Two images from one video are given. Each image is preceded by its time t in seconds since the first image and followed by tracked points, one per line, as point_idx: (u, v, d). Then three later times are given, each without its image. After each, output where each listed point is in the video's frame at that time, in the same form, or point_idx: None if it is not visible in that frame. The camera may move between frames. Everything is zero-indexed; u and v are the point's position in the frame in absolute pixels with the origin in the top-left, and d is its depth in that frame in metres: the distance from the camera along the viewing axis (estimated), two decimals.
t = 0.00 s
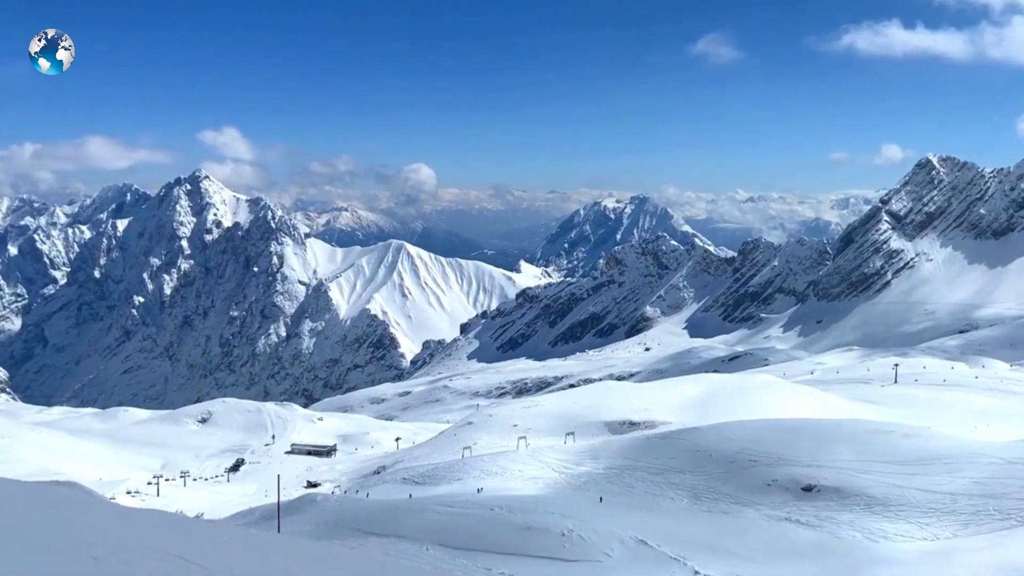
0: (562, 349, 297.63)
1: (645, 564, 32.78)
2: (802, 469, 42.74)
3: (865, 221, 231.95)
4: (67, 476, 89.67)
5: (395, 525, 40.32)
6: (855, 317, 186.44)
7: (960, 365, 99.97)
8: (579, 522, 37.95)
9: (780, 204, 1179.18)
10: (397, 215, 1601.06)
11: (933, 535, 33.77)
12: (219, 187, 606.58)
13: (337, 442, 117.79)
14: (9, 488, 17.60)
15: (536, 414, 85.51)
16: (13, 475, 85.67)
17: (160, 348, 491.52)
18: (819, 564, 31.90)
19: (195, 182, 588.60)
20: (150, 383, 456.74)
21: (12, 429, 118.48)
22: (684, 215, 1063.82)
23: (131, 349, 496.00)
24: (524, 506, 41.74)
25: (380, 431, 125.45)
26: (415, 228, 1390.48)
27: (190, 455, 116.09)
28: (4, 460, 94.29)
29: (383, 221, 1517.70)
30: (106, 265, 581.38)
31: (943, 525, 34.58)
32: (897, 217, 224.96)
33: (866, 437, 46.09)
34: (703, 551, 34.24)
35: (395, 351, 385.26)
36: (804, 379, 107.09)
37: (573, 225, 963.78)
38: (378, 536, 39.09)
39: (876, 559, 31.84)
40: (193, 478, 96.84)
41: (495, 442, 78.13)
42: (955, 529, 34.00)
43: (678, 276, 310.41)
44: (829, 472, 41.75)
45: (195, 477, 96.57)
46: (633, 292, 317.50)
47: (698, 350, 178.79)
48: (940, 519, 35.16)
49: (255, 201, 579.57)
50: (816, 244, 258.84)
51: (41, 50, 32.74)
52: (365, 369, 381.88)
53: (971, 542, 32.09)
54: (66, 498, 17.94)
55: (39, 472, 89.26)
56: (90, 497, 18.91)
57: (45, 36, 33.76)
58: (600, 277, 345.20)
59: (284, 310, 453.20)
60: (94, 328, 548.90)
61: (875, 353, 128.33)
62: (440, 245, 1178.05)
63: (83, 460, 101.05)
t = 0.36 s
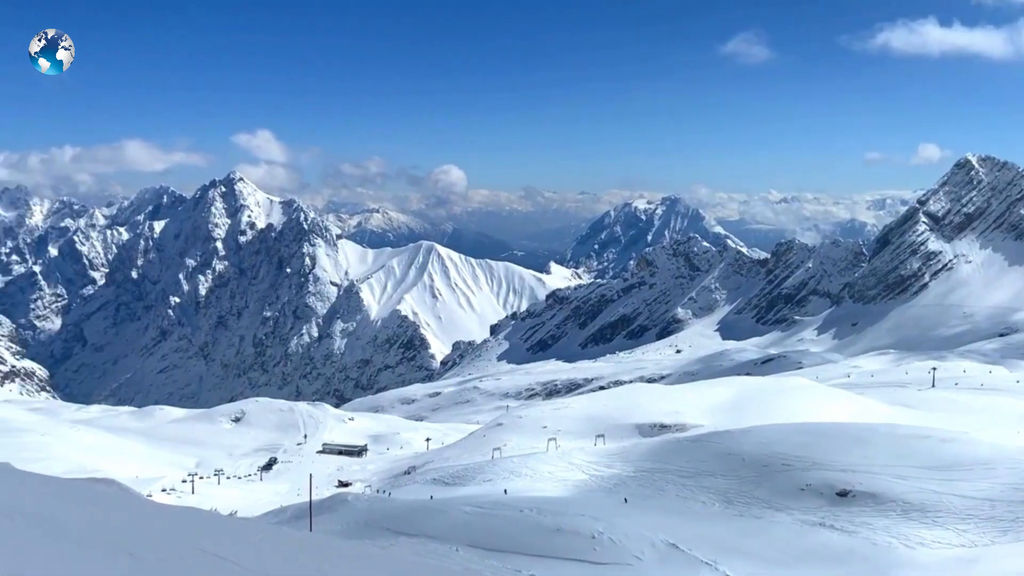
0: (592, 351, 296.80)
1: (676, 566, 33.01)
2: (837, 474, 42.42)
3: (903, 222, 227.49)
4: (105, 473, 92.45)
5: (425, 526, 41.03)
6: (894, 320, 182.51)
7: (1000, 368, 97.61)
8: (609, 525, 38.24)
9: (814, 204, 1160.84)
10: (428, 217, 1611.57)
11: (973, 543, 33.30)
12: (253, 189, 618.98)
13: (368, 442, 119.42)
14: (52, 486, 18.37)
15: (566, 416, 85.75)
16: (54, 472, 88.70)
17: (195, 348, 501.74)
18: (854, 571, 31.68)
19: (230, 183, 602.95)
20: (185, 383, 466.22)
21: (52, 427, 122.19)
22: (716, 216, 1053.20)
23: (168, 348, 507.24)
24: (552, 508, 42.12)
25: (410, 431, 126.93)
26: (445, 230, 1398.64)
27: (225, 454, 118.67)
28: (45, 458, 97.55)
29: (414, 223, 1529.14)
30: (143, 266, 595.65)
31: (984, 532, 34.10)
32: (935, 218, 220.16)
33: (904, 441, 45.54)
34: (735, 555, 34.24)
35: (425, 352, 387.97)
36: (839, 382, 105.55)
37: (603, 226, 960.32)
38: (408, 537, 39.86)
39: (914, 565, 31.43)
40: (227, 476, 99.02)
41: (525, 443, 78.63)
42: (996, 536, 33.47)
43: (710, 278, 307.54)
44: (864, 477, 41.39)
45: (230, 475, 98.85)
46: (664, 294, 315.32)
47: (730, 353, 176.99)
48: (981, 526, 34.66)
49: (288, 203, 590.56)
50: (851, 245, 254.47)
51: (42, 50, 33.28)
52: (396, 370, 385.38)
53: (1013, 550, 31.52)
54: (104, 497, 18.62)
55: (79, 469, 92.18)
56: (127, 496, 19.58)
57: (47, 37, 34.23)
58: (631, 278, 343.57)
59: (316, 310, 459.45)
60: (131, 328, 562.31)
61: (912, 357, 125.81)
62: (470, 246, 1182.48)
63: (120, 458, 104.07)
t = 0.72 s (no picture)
0: (623, 352, 295.85)
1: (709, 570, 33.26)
2: (872, 478, 42.22)
3: (941, 223, 222.86)
4: (144, 470, 95.35)
5: (456, 526, 41.79)
6: (933, 321, 178.63)
7: None
8: (640, 527, 38.62)
9: (850, 205, 1139.20)
10: (459, 218, 1620.08)
11: (1012, 550, 32.98)
12: (287, 190, 630.38)
13: (399, 441, 121.03)
14: (97, 482, 19.21)
15: (597, 418, 86.00)
16: (95, 469, 91.85)
17: (230, 347, 511.15)
18: None
19: (264, 185, 616.38)
20: (221, 382, 475.14)
21: (94, 424, 126.22)
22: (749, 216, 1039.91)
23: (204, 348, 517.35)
24: (583, 509, 42.56)
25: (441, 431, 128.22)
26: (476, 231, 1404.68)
27: (259, 452, 121.26)
28: (86, 455, 100.85)
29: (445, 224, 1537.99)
30: (180, 266, 608.59)
31: None
32: (974, 219, 215.23)
33: (942, 446, 45.08)
34: (767, 560, 34.37)
35: (456, 352, 390.20)
36: (874, 386, 104.07)
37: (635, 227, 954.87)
38: (441, 537, 40.66)
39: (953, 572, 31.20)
40: (261, 474, 101.30)
41: (555, 444, 79.07)
42: None
43: (743, 279, 304.31)
44: (900, 482, 41.11)
45: (264, 473, 101.05)
46: (696, 295, 312.86)
47: (763, 355, 175.09)
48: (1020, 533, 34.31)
49: (321, 205, 600.17)
50: (888, 246, 249.97)
51: (42, 51, 29.97)
52: (427, 370, 388.29)
53: None
54: (147, 495, 19.56)
55: (118, 466, 95.21)
56: (166, 494, 20.53)
57: (47, 36, 30.67)
58: (663, 279, 341.75)
59: (348, 310, 465.24)
60: (168, 327, 574.81)
61: (950, 361, 123.23)
62: (501, 247, 1185.16)
63: (158, 456, 107.07)
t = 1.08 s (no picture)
0: (657, 354, 294.10)
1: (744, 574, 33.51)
2: (911, 483, 41.85)
3: (985, 223, 217.22)
4: (183, 466, 98.11)
5: (490, 526, 42.51)
6: (976, 323, 174.22)
7: None
8: (674, 530, 38.96)
9: (891, 206, 1113.81)
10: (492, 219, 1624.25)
11: None
12: (322, 191, 640.79)
13: (433, 441, 122.47)
14: (139, 482, 20.04)
15: (630, 419, 86.11)
16: (137, 464, 94.84)
17: (266, 346, 520.33)
18: None
19: (300, 186, 627.93)
20: (258, 380, 484.02)
21: (134, 421, 129.99)
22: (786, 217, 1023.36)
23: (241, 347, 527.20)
24: (616, 511, 42.95)
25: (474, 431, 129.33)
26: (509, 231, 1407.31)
27: (295, 450, 123.75)
28: (127, 451, 104.06)
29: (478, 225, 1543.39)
30: (218, 266, 621.69)
31: None
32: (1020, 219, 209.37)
33: (984, 452, 44.38)
34: (802, 564, 34.40)
35: (489, 352, 391.65)
36: (914, 389, 102.18)
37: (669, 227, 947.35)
38: (475, 536, 41.49)
39: None
40: (297, 471, 103.43)
41: (588, 446, 79.40)
42: None
43: (779, 280, 300.12)
44: (941, 487, 40.65)
45: (301, 471, 103.23)
46: (732, 296, 309.45)
47: (800, 357, 172.68)
48: None
49: (356, 205, 608.54)
50: (930, 247, 244.46)
51: (41, 50, 30.68)
52: (461, 370, 390.68)
53: None
54: (186, 490, 20.67)
55: (158, 462, 98.12)
56: (206, 491, 21.69)
57: (49, 36, 31.70)
58: (698, 280, 338.90)
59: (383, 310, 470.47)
60: (207, 325, 587.61)
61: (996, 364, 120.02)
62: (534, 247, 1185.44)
63: (197, 453, 109.99)
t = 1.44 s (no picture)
0: (690, 355, 291.82)
1: None
2: (951, 488, 41.45)
3: None
4: (221, 463, 100.89)
5: (523, 525, 43.22)
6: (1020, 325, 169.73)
7: None
8: (707, 532, 39.30)
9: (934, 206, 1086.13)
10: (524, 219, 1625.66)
11: None
12: (357, 191, 648.75)
13: (466, 440, 123.68)
14: (187, 479, 21.32)
15: (663, 421, 86.07)
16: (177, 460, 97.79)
17: (302, 344, 529.02)
18: None
19: (336, 186, 636.67)
20: (294, 378, 492.44)
21: (175, 417, 133.86)
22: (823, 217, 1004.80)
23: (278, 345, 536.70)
24: (649, 513, 43.36)
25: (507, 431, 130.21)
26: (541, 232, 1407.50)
27: (330, 448, 126.11)
28: (168, 446, 107.35)
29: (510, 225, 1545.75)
30: (255, 265, 633.67)
31: None
32: None
33: None
34: (838, 567, 34.41)
35: (522, 352, 392.73)
36: (956, 392, 100.20)
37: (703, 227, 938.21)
38: (508, 536, 42.21)
39: None
40: (333, 469, 105.55)
41: (621, 447, 79.58)
42: None
43: (817, 281, 295.35)
44: (982, 493, 40.23)
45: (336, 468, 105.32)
46: (767, 297, 305.47)
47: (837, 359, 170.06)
48: None
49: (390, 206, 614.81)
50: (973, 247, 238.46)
51: (42, 52, 29.35)
52: (493, 369, 392.43)
53: None
54: (228, 487, 21.89)
55: (198, 458, 100.98)
56: (247, 488, 22.80)
57: (48, 37, 30.60)
58: (733, 281, 335.38)
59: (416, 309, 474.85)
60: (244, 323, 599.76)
61: None
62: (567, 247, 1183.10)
63: (235, 449, 112.81)
